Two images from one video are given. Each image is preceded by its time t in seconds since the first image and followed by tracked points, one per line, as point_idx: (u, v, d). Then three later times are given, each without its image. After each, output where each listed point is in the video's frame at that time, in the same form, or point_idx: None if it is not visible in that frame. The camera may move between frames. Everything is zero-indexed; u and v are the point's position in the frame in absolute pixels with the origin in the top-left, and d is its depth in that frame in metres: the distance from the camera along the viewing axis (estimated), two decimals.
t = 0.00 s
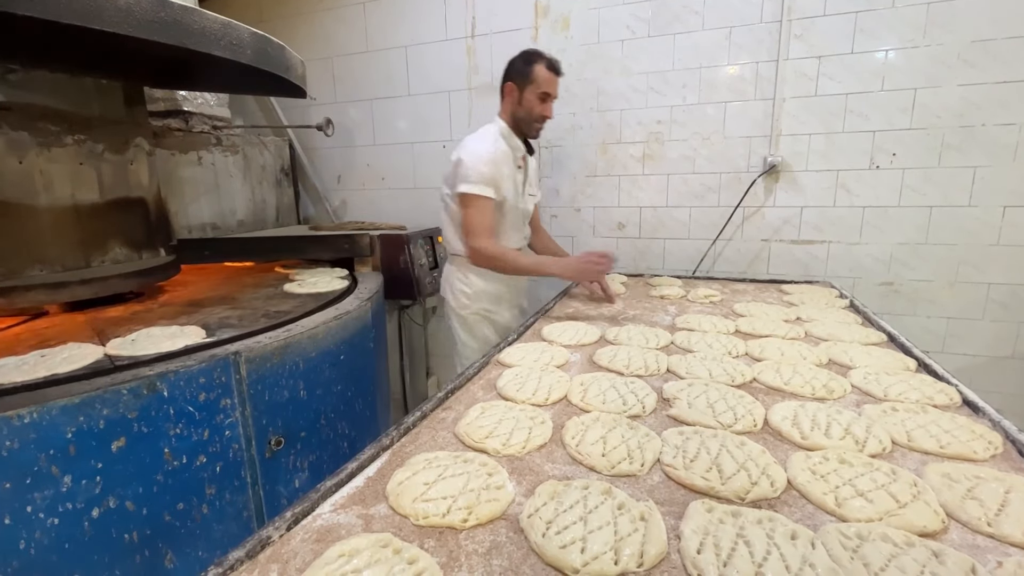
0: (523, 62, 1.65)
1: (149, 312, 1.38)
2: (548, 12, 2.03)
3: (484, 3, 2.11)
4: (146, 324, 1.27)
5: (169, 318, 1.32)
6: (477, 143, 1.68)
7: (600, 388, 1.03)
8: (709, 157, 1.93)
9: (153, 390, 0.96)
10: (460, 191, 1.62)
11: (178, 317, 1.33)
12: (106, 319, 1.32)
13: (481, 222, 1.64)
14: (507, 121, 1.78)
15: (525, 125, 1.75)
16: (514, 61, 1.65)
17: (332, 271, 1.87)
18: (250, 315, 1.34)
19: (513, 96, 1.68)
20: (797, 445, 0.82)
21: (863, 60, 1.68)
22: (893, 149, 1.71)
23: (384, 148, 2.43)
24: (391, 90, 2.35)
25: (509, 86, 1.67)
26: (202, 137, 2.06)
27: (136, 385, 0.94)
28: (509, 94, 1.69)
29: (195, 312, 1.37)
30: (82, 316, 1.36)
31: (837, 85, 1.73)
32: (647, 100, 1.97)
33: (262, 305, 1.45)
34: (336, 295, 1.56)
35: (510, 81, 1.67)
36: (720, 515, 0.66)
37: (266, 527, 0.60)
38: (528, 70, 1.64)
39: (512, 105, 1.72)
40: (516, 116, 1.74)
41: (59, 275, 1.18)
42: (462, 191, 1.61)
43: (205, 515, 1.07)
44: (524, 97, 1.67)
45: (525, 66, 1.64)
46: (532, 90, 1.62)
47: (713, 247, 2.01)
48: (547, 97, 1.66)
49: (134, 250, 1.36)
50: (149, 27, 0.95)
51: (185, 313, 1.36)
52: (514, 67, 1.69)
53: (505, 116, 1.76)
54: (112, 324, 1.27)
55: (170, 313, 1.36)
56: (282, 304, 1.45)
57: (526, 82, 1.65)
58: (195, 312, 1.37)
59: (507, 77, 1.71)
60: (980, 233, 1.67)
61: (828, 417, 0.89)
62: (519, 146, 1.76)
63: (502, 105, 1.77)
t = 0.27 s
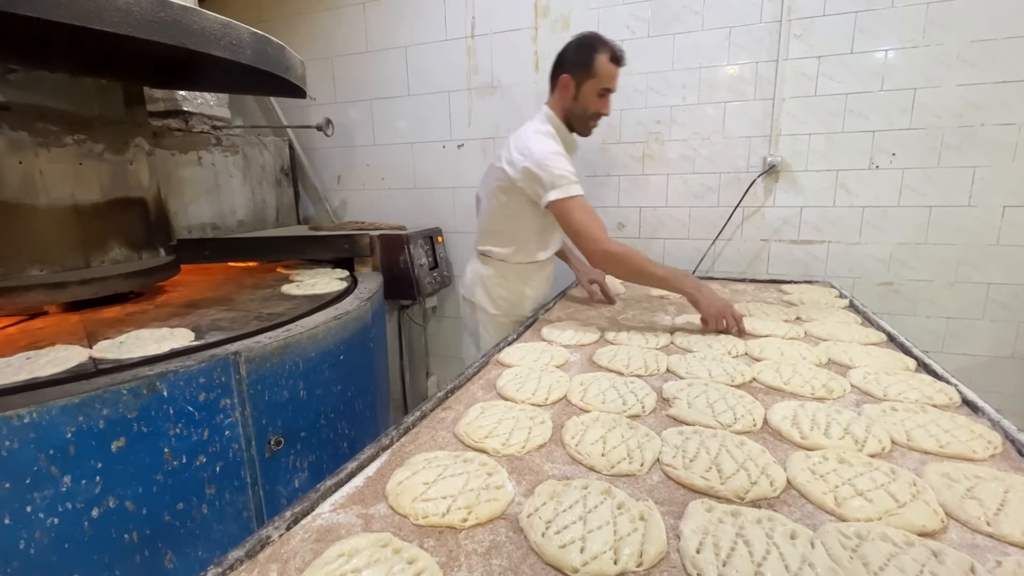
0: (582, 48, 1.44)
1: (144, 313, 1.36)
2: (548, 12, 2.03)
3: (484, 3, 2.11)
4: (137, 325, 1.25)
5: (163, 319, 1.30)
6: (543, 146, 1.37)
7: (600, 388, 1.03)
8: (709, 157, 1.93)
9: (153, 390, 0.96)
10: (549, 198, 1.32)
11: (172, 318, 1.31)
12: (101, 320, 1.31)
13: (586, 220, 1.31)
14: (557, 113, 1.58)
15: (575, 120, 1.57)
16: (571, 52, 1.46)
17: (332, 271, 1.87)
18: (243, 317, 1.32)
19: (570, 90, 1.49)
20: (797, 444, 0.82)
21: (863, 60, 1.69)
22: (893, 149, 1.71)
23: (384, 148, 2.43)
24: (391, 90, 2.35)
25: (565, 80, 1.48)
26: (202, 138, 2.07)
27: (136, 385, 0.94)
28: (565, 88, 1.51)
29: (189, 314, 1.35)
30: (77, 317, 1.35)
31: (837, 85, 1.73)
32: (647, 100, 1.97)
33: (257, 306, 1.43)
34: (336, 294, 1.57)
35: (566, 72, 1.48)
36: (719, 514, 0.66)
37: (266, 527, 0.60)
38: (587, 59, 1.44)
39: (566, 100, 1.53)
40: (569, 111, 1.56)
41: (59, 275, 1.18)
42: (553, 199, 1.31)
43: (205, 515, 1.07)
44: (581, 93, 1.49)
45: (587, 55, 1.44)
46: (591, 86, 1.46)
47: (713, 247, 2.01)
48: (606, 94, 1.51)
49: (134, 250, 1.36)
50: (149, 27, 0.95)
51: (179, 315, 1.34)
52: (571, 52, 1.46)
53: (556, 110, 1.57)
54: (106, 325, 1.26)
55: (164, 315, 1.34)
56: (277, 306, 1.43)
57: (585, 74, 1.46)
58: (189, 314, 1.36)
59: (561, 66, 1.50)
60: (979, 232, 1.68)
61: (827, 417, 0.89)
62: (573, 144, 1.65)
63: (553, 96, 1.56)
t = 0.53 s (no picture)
0: (633, 51, 1.43)
1: (140, 313, 1.35)
2: (548, 12, 2.03)
3: (484, 3, 2.11)
4: (131, 326, 1.24)
5: (157, 320, 1.29)
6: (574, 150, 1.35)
7: (600, 388, 1.03)
8: (709, 157, 1.93)
9: (153, 389, 0.96)
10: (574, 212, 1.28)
11: (166, 319, 1.30)
12: (96, 321, 1.30)
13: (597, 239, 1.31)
14: (597, 114, 1.57)
15: (616, 122, 1.59)
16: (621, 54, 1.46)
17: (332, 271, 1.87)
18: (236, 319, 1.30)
19: (617, 92, 1.49)
20: (796, 444, 0.82)
21: (863, 60, 1.69)
22: (893, 149, 1.71)
23: (384, 148, 2.43)
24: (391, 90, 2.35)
25: (614, 81, 1.47)
26: (202, 137, 2.07)
27: (136, 385, 0.94)
28: (611, 89, 1.50)
29: (185, 315, 1.34)
30: (74, 317, 1.34)
31: (836, 85, 1.73)
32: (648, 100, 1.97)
33: (252, 308, 1.42)
34: (337, 295, 1.57)
35: (615, 74, 1.47)
36: (719, 514, 0.66)
37: (266, 526, 0.60)
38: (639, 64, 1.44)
39: (610, 102, 1.53)
40: (609, 112, 1.57)
41: (59, 275, 1.19)
42: (580, 211, 1.28)
43: (205, 515, 1.07)
44: (627, 96, 1.50)
45: (640, 58, 1.43)
46: (641, 91, 1.47)
47: (713, 247, 2.01)
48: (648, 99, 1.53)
49: (134, 250, 1.36)
50: (148, 27, 0.95)
51: (174, 316, 1.33)
52: (619, 56, 1.46)
53: (597, 110, 1.56)
54: (101, 326, 1.25)
55: (159, 316, 1.33)
56: (272, 308, 1.41)
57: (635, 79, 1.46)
58: (183, 315, 1.34)
59: (609, 68, 1.49)
60: (979, 233, 1.68)
61: (827, 417, 0.89)
62: (609, 148, 1.63)
63: (596, 96, 1.56)
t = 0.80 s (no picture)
0: (624, 53, 1.44)
1: (134, 315, 1.34)
2: (548, 12, 2.03)
3: (484, 4, 2.11)
4: (123, 328, 1.23)
5: (151, 322, 1.28)
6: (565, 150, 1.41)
7: (599, 388, 1.03)
8: (709, 157, 1.93)
9: (153, 389, 0.96)
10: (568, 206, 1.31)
11: (159, 321, 1.29)
12: (89, 321, 1.29)
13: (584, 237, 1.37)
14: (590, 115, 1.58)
15: (609, 123, 1.60)
16: (610, 55, 1.47)
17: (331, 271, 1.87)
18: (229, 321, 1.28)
19: (608, 93, 1.50)
20: (795, 444, 0.83)
21: (862, 60, 1.69)
22: (893, 149, 1.71)
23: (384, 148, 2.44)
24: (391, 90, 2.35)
25: (604, 81, 1.48)
26: (202, 138, 2.07)
27: (136, 385, 0.94)
28: (602, 89, 1.51)
29: (179, 317, 1.33)
30: (69, 318, 1.34)
31: (836, 86, 1.73)
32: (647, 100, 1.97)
33: (247, 309, 1.40)
34: (337, 295, 1.57)
35: (606, 74, 1.48)
36: (718, 513, 0.66)
37: (266, 526, 0.61)
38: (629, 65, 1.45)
39: (601, 102, 1.54)
40: (601, 112, 1.57)
41: (59, 275, 1.19)
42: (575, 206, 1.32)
43: (204, 514, 1.07)
44: (618, 96, 1.51)
45: (630, 59, 1.44)
46: (632, 90, 1.47)
47: (713, 247, 2.01)
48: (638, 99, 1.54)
49: (134, 250, 1.36)
50: (149, 28, 0.95)
51: (168, 317, 1.32)
52: (610, 57, 1.47)
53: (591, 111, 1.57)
54: (94, 327, 1.25)
55: (152, 317, 1.32)
56: (267, 310, 1.40)
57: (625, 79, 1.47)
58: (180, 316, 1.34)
59: (601, 68, 1.50)
60: (979, 233, 1.68)
61: (826, 417, 0.89)
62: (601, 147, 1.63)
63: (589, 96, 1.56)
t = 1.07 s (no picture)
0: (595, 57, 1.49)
1: (127, 316, 1.33)
2: (548, 12, 2.03)
3: (484, 4, 2.11)
4: (114, 331, 1.21)
5: (143, 324, 1.27)
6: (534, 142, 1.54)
7: (599, 388, 1.03)
8: (709, 158, 1.93)
9: (153, 389, 0.96)
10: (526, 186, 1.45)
11: (151, 323, 1.28)
12: (84, 322, 1.29)
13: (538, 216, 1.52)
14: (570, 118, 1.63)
15: (591, 126, 1.63)
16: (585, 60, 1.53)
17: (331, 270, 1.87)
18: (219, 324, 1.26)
19: (582, 95, 1.55)
20: (795, 444, 0.83)
21: (862, 60, 1.69)
22: (892, 150, 1.71)
23: (384, 148, 2.44)
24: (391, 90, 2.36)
25: (577, 84, 1.54)
26: (202, 138, 2.07)
27: (136, 385, 0.94)
28: (577, 91, 1.57)
29: (170, 319, 1.31)
30: (65, 318, 1.34)
31: (836, 86, 1.73)
32: (647, 100, 1.97)
33: (241, 311, 1.39)
34: (337, 295, 1.58)
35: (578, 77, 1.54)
36: (717, 513, 0.66)
37: (266, 525, 0.61)
38: (599, 68, 1.49)
39: (579, 104, 1.58)
40: (580, 115, 1.61)
41: (59, 275, 1.19)
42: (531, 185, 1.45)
43: (204, 514, 1.07)
44: (592, 97, 1.54)
45: (598, 62, 1.49)
46: (602, 91, 1.50)
47: (713, 247, 2.01)
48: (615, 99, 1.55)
49: (135, 250, 1.36)
50: (149, 28, 0.95)
51: (160, 319, 1.30)
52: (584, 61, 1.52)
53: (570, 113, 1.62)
54: (88, 329, 1.24)
55: (144, 319, 1.31)
56: (259, 312, 1.38)
57: (596, 80, 1.51)
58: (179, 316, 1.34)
59: (576, 72, 1.54)
60: (978, 233, 1.68)
61: (825, 417, 0.89)
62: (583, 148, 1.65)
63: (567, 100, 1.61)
